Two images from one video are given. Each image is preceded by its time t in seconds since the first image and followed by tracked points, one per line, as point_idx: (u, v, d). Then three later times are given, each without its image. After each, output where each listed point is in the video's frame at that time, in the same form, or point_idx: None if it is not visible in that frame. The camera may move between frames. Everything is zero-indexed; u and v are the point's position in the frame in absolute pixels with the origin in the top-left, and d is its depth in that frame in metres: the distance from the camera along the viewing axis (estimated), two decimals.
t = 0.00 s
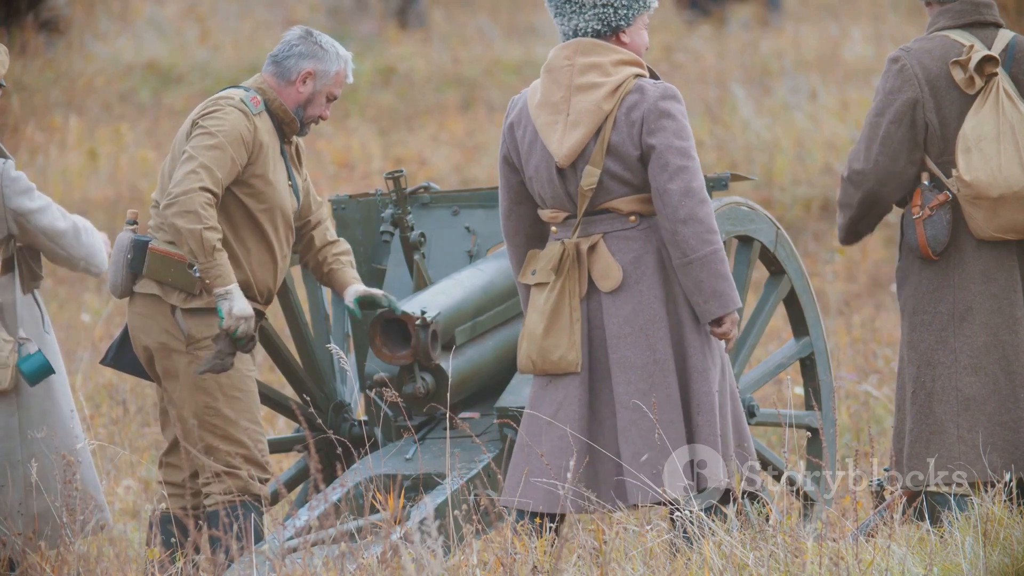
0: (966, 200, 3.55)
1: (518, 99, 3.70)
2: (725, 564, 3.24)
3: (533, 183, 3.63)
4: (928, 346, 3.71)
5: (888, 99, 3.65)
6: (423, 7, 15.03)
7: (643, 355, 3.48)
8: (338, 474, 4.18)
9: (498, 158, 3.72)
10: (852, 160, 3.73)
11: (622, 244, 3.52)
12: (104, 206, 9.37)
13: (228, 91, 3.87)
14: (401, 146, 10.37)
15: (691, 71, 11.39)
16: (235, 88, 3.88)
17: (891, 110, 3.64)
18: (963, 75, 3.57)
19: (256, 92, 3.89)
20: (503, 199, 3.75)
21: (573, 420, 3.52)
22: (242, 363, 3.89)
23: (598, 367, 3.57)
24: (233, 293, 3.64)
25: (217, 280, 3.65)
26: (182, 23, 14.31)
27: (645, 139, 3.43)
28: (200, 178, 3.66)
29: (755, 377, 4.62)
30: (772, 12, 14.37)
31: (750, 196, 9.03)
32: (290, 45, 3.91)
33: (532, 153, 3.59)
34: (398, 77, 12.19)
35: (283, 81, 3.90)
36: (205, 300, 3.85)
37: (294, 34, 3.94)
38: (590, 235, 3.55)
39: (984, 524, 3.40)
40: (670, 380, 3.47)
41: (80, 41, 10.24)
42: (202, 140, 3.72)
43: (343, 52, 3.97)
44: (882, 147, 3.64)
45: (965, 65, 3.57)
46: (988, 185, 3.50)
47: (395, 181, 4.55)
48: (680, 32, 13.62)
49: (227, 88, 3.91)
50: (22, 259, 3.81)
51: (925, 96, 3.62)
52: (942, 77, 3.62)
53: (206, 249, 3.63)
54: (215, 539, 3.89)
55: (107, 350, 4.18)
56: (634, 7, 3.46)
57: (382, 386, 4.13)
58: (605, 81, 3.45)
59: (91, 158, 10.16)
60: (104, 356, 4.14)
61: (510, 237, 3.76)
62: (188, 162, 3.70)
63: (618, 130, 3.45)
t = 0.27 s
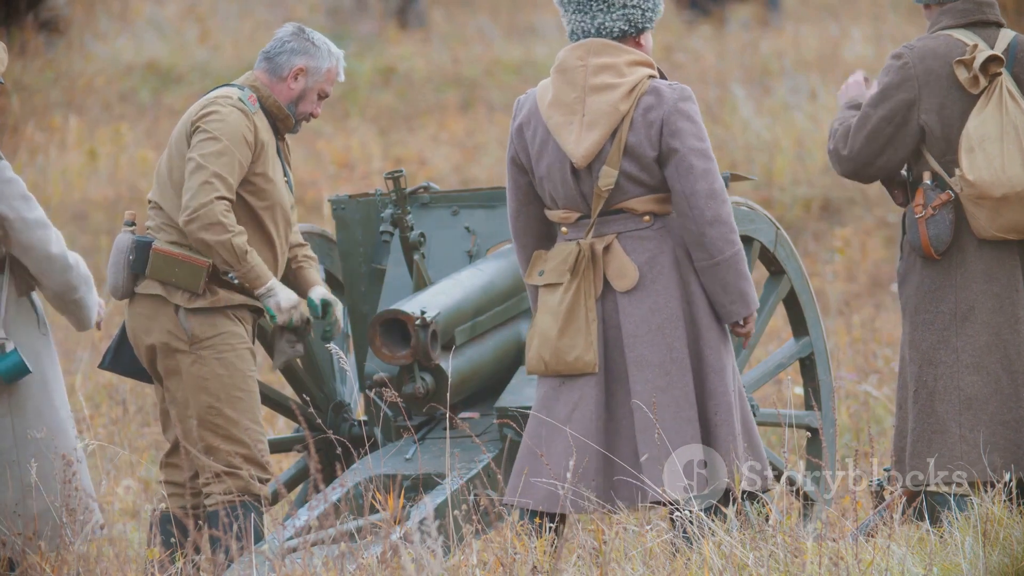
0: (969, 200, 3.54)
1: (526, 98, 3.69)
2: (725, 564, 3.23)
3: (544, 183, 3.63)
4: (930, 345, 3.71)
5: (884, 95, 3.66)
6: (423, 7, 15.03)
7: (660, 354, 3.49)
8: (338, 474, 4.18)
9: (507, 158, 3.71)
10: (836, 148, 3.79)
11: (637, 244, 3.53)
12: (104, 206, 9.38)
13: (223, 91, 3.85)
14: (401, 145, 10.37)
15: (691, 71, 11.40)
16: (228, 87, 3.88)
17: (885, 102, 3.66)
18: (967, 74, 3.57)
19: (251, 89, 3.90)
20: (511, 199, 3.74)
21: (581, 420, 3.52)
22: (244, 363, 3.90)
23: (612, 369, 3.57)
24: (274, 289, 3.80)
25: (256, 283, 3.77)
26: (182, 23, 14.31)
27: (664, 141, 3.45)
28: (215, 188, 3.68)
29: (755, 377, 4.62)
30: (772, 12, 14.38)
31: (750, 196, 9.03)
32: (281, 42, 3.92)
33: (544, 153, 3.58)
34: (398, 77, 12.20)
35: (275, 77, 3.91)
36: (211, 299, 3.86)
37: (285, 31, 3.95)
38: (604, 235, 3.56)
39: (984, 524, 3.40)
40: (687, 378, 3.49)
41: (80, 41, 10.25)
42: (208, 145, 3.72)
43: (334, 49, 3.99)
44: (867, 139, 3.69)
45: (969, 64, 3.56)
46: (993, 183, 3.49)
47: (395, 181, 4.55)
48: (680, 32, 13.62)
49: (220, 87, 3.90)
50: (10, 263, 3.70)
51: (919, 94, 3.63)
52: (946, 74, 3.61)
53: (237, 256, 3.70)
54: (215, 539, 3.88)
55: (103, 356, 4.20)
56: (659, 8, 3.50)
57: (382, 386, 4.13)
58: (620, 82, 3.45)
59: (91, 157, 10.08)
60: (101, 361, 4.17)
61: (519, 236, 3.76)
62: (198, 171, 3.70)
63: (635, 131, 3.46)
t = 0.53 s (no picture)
0: (967, 198, 3.55)
1: (536, 97, 3.64)
2: (724, 563, 3.24)
3: (561, 182, 3.59)
4: (928, 342, 3.71)
5: (886, 85, 3.65)
6: (423, 7, 15.03)
7: (685, 350, 3.49)
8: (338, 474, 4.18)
9: (518, 157, 3.65)
10: (826, 116, 3.78)
11: (657, 242, 3.53)
12: (103, 207, 9.39)
13: (216, 93, 3.87)
14: (401, 145, 10.37)
15: (690, 71, 11.41)
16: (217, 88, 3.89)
17: (884, 90, 3.65)
18: (972, 71, 3.57)
19: (244, 89, 3.91)
20: (520, 199, 3.68)
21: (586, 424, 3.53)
22: (242, 364, 3.91)
23: (634, 368, 3.56)
24: (305, 278, 3.99)
25: (286, 280, 3.92)
26: (182, 23, 14.30)
27: (690, 140, 3.46)
28: (235, 200, 3.75)
29: (755, 377, 4.62)
30: (772, 12, 14.38)
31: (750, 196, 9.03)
32: (270, 43, 3.94)
33: (563, 152, 3.54)
34: (398, 77, 12.20)
35: (263, 77, 3.93)
36: (210, 298, 3.90)
37: (274, 32, 3.97)
38: (624, 233, 3.55)
39: (984, 523, 3.40)
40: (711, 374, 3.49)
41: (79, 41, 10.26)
42: (214, 154, 3.76)
43: (322, 50, 4.00)
44: (856, 120, 3.69)
45: (975, 61, 3.57)
46: (990, 182, 3.50)
47: (394, 181, 4.55)
48: (680, 32, 13.62)
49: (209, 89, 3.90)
50: None
51: (917, 91, 3.64)
52: (949, 71, 3.62)
53: (266, 260, 3.81)
54: (214, 539, 3.89)
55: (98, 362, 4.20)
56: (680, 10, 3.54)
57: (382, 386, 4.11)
58: (645, 81, 3.46)
59: (90, 158, 10.17)
60: (96, 368, 4.17)
61: (526, 237, 3.70)
62: (213, 183, 3.74)
63: (660, 129, 3.47)
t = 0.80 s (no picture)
0: (968, 197, 3.55)
1: (548, 93, 3.60)
2: (724, 564, 3.24)
3: (579, 178, 3.55)
4: (928, 341, 3.71)
5: (890, 81, 3.65)
6: (423, 7, 15.02)
7: (709, 348, 3.50)
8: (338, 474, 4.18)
9: (532, 154, 3.58)
10: (827, 109, 3.78)
11: (676, 239, 3.54)
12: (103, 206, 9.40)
13: (206, 96, 3.88)
14: (401, 146, 10.37)
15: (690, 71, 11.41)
16: (204, 92, 3.90)
17: (889, 87, 3.65)
18: (976, 70, 3.57)
19: (235, 92, 3.92)
20: (532, 196, 3.60)
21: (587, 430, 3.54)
22: (237, 364, 3.92)
23: (656, 367, 3.55)
24: (296, 273, 4.07)
25: (281, 278, 4.00)
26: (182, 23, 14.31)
27: (714, 138, 3.49)
28: (242, 205, 3.79)
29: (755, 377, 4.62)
30: (771, 12, 14.38)
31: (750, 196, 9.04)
32: (249, 42, 3.94)
33: (584, 148, 3.51)
34: (397, 77, 12.21)
35: (246, 77, 3.93)
36: (203, 300, 3.91)
37: (252, 31, 3.97)
38: (643, 231, 3.54)
39: (984, 524, 3.40)
40: (736, 372, 3.50)
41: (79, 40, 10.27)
42: (217, 156, 3.79)
43: (302, 43, 3.99)
44: (858, 115, 3.69)
45: (979, 60, 3.57)
46: (991, 181, 3.50)
47: (395, 181, 4.56)
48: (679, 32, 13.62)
49: (197, 93, 3.90)
50: None
51: (920, 89, 3.64)
52: (953, 70, 3.62)
53: (269, 259, 3.88)
54: (214, 539, 3.89)
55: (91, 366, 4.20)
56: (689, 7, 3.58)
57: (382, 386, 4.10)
58: (668, 79, 3.47)
59: (90, 158, 9.93)
60: (89, 372, 4.17)
61: (530, 238, 3.62)
62: (221, 189, 3.77)
63: (683, 126, 3.47)
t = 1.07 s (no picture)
0: (971, 197, 3.55)
1: (559, 89, 3.56)
2: (724, 564, 3.24)
3: (593, 175, 3.53)
4: (929, 341, 3.71)
5: (892, 82, 3.64)
6: (423, 6, 15.02)
7: (720, 348, 3.51)
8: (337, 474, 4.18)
9: (546, 148, 3.53)
10: (829, 109, 3.78)
11: (687, 238, 3.55)
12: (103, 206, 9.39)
13: (193, 96, 3.88)
14: (401, 145, 10.37)
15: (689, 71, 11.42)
16: (190, 92, 3.90)
17: (890, 87, 3.65)
18: (980, 70, 3.58)
19: (223, 90, 3.93)
20: (544, 191, 3.54)
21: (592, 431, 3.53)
22: (233, 364, 3.92)
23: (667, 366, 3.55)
24: (293, 266, 4.07)
25: (279, 271, 4.00)
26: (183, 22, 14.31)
27: (728, 139, 3.53)
28: (235, 202, 3.80)
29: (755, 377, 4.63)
30: (771, 12, 14.37)
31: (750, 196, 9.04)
32: (228, 38, 3.94)
33: (601, 144, 3.49)
34: (398, 77, 12.21)
35: (230, 73, 3.94)
36: (200, 300, 3.91)
37: (231, 27, 3.97)
38: (657, 229, 3.53)
39: (984, 524, 3.40)
40: (748, 372, 3.53)
41: (79, 40, 10.28)
42: (207, 156, 3.79)
43: (282, 33, 3.98)
44: (859, 116, 3.70)
45: (982, 60, 3.57)
46: (995, 182, 3.49)
47: (395, 181, 4.56)
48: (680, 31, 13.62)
49: (184, 93, 3.90)
50: None
51: (922, 90, 3.65)
52: (956, 71, 3.63)
53: (263, 255, 3.88)
54: (212, 539, 3.89)
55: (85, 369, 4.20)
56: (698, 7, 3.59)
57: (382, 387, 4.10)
58: (684, 79, 3.49)
59: (91, 158, 9.92)
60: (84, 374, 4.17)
61: (536, 234, 3.56)
62: (213, 187, 3.77)
63: (700, 125, 3.49)
